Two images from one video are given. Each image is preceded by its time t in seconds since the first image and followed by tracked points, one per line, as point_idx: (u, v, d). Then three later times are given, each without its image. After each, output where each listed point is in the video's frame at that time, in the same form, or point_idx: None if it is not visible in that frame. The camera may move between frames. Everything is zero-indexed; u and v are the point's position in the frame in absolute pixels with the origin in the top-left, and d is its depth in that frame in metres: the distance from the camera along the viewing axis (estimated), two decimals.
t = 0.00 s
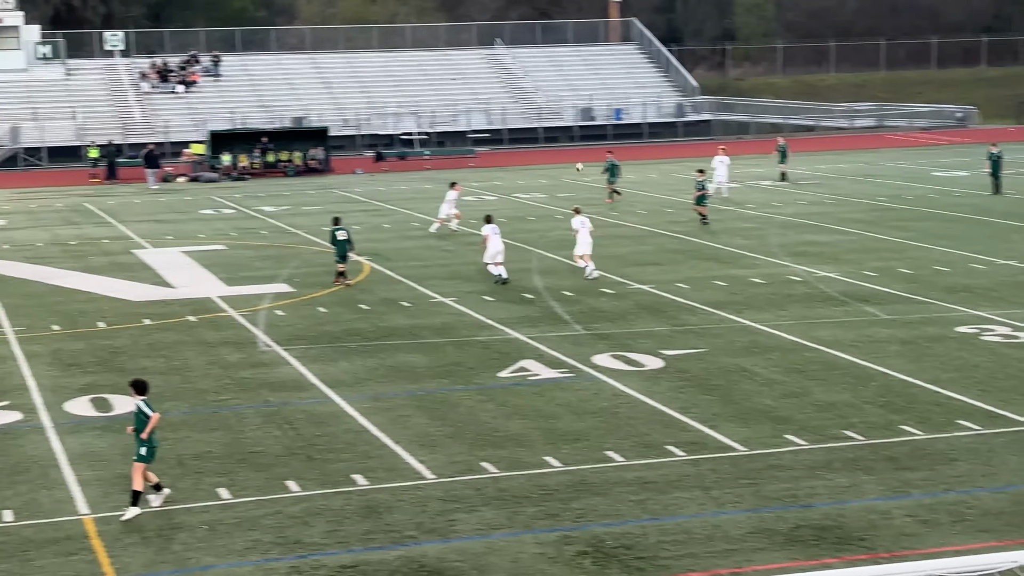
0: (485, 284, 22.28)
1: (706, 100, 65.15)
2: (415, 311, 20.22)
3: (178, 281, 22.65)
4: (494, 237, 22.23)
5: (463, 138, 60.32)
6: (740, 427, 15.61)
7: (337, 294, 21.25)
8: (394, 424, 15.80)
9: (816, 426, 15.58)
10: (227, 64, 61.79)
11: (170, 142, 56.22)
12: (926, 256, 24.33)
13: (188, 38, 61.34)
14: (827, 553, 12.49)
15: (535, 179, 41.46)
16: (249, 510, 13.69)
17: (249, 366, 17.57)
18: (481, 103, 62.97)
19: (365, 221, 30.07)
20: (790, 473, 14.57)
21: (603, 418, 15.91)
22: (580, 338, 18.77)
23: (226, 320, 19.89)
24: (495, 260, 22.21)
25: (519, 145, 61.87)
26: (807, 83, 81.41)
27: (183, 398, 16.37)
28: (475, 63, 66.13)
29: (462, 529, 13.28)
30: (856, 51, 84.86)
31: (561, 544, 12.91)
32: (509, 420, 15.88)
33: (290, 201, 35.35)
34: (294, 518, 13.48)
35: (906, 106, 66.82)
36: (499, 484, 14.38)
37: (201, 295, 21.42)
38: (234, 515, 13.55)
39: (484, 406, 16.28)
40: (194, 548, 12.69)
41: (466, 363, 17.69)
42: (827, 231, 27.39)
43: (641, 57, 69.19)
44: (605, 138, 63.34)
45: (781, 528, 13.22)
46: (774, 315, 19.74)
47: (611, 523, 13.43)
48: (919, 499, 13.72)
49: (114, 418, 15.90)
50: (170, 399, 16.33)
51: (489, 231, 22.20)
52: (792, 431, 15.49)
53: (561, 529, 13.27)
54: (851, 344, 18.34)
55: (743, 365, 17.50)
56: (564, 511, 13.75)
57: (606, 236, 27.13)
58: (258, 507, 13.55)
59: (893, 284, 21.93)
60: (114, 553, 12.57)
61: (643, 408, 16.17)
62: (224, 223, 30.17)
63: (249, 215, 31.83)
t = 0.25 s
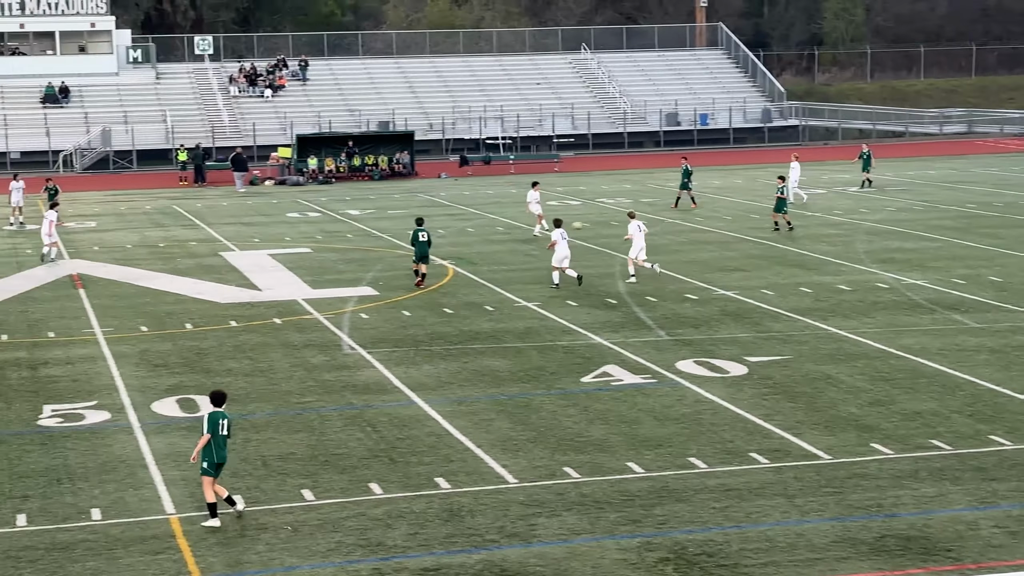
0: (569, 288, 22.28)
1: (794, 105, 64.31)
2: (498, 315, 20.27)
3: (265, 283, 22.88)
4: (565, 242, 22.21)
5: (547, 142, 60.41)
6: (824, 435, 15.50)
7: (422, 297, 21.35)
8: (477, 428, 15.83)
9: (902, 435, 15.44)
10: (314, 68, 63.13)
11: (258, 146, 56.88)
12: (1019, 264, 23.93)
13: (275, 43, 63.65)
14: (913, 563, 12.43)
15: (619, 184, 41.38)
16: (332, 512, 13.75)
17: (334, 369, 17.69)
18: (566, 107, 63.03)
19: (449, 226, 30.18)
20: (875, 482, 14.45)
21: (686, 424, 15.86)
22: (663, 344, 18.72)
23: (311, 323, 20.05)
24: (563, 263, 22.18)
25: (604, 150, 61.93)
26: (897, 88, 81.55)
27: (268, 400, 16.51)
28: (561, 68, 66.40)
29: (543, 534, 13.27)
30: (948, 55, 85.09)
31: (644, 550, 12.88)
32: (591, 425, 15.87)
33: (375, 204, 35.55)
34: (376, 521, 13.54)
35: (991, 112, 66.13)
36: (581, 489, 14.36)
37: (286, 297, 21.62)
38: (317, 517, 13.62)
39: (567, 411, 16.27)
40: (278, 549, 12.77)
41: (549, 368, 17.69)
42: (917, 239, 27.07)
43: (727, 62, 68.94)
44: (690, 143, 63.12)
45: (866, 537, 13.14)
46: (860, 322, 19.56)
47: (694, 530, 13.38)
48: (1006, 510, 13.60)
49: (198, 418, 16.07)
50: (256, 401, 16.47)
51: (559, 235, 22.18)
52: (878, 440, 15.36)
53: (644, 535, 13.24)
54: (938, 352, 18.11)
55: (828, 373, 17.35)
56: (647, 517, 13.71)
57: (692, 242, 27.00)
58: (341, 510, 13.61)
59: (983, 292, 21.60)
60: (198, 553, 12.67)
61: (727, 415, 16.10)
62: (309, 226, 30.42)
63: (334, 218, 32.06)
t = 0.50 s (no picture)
0: (621, 292, 22.25)
1: (848, 109, 64.29)
2: (551, 319, 20.27)
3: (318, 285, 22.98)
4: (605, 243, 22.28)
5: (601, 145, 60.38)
6: (878, 441, 15.42)
7: (474, 301, 21.38)
8: (529, 431, 15.83)
9: (956, 442, 15.34)
10: (369, 72, 63.12)
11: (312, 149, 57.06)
12: None
13: (329, 46, 63.67)
14: (969, 571, 12.35)
15: (670, 188, 41.26)
16: (384, 514, 13.77)
17: (385, 372, 17.73)
18: (619, 110, 62.89)
19: (501, 229, 30.20)
20: (929, 488, 14.37)
21: (738, 429, 15.80)
22: (715, 348, 18.66)
23: (363, 326, 20.11)
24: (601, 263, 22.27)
25: (657, 154, 61.67)
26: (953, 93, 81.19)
27: (320, 402, 16.56)
28: (614, 72, 66.30)
29: (595, 538, 13.25)
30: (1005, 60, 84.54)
31: (695, 555, 12.85)
32: (643, 430, 15.84)
33: (426, 208, 35.62)
34: (428, 523, 13.56)
35: None
36: (632, 494, 14.33)
37: (338, 300, 21.69)
38: (369, 519, 13.65)
39: (619, 415, 16.24)
40: (330, 551, 12.81)
41: (600, 372, 17.68)
42: (972, 244, 26.86)
43: (781, 66, 68.65)
44: (743, 146, 62.81)
45: (920, 544, 13.07)
46: (915, 328, 19.44)
47: (746, 536, 13.33)
48: None
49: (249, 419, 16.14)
50: (308, 404, 16.54)
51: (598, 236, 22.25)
52: (932, 446, 15.26)
53: (696, 541, 13.21)
54: (994, 358, 17.97)
55: (883, 378, 17.26)
56: (698, 522, 13.67)
57: (745, 246, 26.90)
58: (392, 512, 13.63)
59: None
60: (250, 554, 12.72)
61: (779, 420, 16.04)
62: (362, 229, 30.52)
63: (386, 221, 32.15)
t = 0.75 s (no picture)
0: (640, 293, 22.26)
1: (867, 111, 64.31)
2: (570, 320, 20.28)
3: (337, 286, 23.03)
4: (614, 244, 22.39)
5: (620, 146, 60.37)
6: (897, 442, 15.42)
7: (492, 302, 21.40)
8: (548, 432, 15.85)
9: (976, 443, 15.33)
10: (389, 72, 63.08)
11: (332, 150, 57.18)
12: None
13: (349, 47, 63.40)
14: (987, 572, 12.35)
15: (686, 189, 41.29)
16: (402, 514, 13.80)
17: (404, 372, 17.76)
18: (638, 113, 62.96)
19: (519, 229, 30.23)
20: (948, 490, 14.37)
21: (757, 430, 15.81)
22: (734, 349, 18.66)
23: (383, 326, 20.15)
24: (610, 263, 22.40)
25: (677, 155, 61.72)
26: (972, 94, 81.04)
27: (339, 403, 16.61)
28: (633, 73, 66.32)
29: (613, 539, 13.27)
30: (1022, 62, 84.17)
31: (714, 556, 12.85)
32: (661, 430, 15.85)
33: (445, 209, 35.66)
34: (447, 523, 13.59)
35: None
36: (651, 495, 14.35)
37: (357, 301, 21.72)
38: (387, 519, 13.68)
39: (638, 415, 16.26)
40: (349, 551, 12.84)
41: (619, 373, 17.69)
42: (991, 245, 26.81)
43: (800, 66, 68.59)
44: (763, 148, 62.88)
45: (938, 544, 13.09)
46: (935, 329, 19.42)
47: (765, 537, 13.34)
48: None
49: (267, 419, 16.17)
50: (328, 404, 16.58)
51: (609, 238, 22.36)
52: (951, 447, 15.26)
53: (714, 541, 13.22)
54: (1014, 359, 17.94)
55: (902, 380, 17.25)
56: (718, 522, 13.68)
57: (763, 248, 26.89)
58: (411, 512, 13.66)
59: None
60: (269, 554, 12.76)
61: (799, 421, 16.04)
62: (382, 229, 30.55)
63: (405, 222, 32.17)
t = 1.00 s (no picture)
0: (630, 294, 22.24)
1: (856, 111, 64.31)
2: (559, 321, 20.26)
3: (327, 287, 23.00)
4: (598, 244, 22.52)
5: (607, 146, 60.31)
6: (886, 443, 15.41)
7: (482, 303, 21.38)
8: (537, 433, 15.82)
9: (965, 443, 15.32)
10: (376, 73, 63.13)
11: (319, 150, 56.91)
12: None
13: (337, 48, 63.26)
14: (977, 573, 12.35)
15: (675, 190, 41.31)
16: (391, 516, 13.77)
17: (394, 373, 17.74)
18: (627, 113, 62.95)
19: (508, 230, 30.22)
20: (938, 490, 14.36)
21: (747, 431, 15.79)
22: (724, 350, 18.65)
23: (372, 327, 20.11)
24: (592, 262, 22.52)
25: (665, 155, 61.70)
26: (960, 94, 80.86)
27: (328, 404, 16.58)
28: (622, 73, 66.35)
29: (603, 540, 13.25)
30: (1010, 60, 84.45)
31: (704, 557, 12.84)
32: (651, 431, 15.83)
33: (433, 209, 35.63)
34: (436, 525, 13.56)
35: None
36: (641, 496, 14.33)
37: (347, 302, 21.69)
38: (376, 521, 13.65)
39: (627, 417, 16.23)
40: (338, 553, 12.80)
41: (609, 374, 17.67)
42: (979, 245, 26.84)
43: (788, 67, 68.67)
44: (752, 148, 62.80)
45: (928, 545, 13.09)
46: (924, 329, 19.44)
47: (754, 537, 13.34)
48: None
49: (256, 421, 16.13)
50: (317, 405, 16.55)
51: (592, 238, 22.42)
52: (940, 447, 15.25)
53: (704, 542, 13.21)
54: (1003, 359, 17.94)
55: (891, 380, 17.25)
56: (707, 523, 13.66)
57: (752, 248, 26.90)
58: (400, 514, 13.62)
59: None
60: (258, 556, 12.73)
61: (788, 422, 16.03)
62: (370, 231, 30.51)
63: (394, 223, 32.12)
